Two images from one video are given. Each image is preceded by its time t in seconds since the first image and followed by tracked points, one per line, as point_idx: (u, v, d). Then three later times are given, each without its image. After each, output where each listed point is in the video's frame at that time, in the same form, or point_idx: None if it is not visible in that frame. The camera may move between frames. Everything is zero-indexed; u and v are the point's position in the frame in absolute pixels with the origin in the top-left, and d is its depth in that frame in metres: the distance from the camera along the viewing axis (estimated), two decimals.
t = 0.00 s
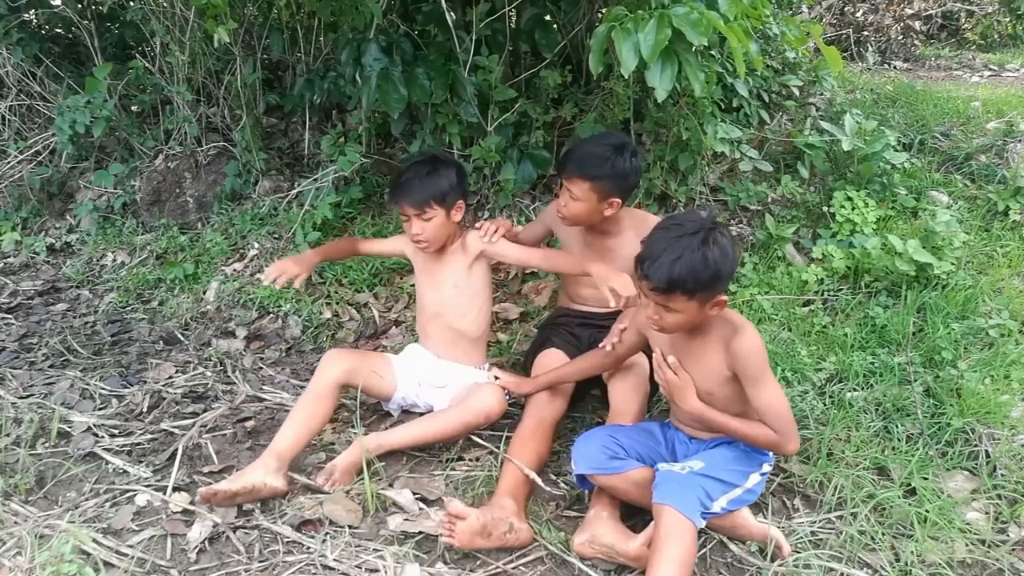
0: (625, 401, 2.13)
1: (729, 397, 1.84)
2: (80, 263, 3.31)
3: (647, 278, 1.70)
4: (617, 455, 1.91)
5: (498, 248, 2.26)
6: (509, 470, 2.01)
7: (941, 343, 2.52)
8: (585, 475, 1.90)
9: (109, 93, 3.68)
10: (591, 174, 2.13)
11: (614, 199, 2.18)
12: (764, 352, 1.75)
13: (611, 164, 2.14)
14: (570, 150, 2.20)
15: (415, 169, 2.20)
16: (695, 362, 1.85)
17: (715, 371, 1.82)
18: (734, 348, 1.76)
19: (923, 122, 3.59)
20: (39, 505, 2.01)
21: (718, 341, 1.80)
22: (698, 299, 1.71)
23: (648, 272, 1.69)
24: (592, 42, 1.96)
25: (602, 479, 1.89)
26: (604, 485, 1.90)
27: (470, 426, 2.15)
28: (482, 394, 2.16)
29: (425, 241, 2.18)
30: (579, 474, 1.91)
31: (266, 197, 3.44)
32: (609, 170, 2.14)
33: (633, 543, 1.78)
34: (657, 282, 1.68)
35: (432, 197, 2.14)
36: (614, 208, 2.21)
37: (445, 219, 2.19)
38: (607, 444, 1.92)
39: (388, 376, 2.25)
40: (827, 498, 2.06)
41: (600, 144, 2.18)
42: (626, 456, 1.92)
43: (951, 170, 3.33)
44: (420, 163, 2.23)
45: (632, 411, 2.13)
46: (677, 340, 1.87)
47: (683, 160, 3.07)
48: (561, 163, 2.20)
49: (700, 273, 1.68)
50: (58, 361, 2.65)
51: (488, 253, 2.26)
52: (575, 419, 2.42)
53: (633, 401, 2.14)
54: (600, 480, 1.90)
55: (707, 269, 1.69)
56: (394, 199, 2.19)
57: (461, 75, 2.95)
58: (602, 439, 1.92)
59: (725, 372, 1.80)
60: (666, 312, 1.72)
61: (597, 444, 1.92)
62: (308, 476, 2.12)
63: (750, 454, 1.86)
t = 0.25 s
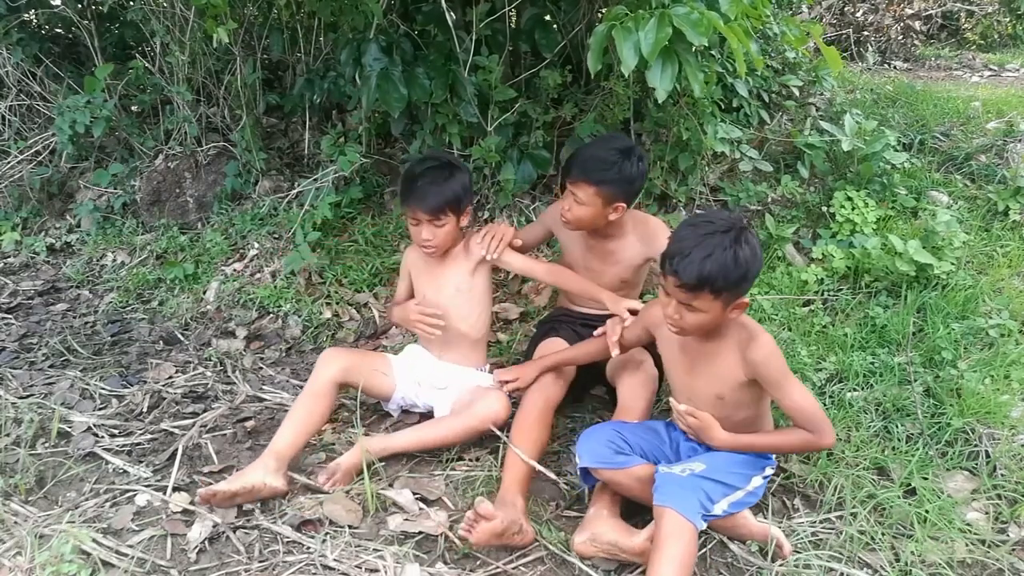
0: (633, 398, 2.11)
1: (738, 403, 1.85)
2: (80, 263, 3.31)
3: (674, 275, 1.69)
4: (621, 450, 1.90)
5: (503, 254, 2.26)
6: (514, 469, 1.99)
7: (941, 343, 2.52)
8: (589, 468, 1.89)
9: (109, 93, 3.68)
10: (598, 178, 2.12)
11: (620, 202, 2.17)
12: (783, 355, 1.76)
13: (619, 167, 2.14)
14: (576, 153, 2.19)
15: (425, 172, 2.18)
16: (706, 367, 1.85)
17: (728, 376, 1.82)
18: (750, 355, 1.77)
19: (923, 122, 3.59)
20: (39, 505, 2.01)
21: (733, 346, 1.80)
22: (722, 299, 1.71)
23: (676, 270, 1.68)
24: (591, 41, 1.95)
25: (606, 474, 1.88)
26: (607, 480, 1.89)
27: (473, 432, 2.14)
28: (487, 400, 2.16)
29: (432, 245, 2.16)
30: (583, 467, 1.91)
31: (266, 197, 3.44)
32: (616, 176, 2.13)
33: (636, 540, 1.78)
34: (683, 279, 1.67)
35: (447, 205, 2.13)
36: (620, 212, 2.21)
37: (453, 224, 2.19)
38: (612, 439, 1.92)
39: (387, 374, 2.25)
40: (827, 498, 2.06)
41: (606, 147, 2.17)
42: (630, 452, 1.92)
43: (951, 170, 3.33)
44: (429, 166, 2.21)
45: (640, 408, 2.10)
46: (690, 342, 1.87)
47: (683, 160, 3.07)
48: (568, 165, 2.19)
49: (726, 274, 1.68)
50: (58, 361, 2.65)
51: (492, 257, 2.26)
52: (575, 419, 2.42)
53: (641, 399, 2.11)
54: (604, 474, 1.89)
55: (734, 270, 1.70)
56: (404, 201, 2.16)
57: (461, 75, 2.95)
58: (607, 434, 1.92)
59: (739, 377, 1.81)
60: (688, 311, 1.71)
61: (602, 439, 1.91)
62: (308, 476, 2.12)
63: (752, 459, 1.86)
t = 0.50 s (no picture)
0: (639, 398, 2.10)
1: (744, 403, 1.86)
2: (80, 263, 3.31)
3: (695, 266, 1.69)
4: (624, 446, 1.90)
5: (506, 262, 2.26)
6: (519, 470, 1.97)
7: (941, 343, 2.52)
8: (590, 463, 1.89)
9: (109, 93, 3.68)
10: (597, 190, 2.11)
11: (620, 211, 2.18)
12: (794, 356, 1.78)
13: (620, 176, 2.14)
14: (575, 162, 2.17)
15: (431, 176, 2.16)
16: (715, 366, 1.85)
17: (737, 377, 1.82)
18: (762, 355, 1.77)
19: (923, 122, 3.59)
20: (39, 505, 2.01)
21: (743, 347, 1.80)
22: (741, 293, 1.71)
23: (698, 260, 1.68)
24: (589, 42, 1.94)
25: (608, 469, 1.87)
26: (609, 476, 1.89)
27: (476, 441, 2.14)
28: (492, 410, 2.15)
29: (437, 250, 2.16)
30: (585, 461, 1.90)
31: (266, 197, 3.44)
32: (616, 186, 2.13)
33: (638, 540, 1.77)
34: (703, 270, 1.68)
35: (455, 210, 2.13)
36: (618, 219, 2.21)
37: (459, 229, 2.19)
38: (616, 434, 1.91)
39: (386, 375, 2.26)
40: (827, 498, 2.06)
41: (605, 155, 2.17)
42: (633, 449, 1.92)
43: (951, 170, 3.33)
44: (435, 169, 2.19)
45: (643, 409, 2.09)
46: (698, 342, 1.87)
47: (683, 160, 3.08)
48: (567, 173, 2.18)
49: (747, 266, 1.69)
50: (58, 361, 2.65)
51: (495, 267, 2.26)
52: (576, 418, 2.41)
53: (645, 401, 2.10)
54: (606, 470, 1.88)
55: (754, 264, 1.71)
56: (409, 206, 2.16)
57: (461, 75, 2.95)
58: (611, 431, 1.92)
59: (748, 378, 1.82)
60: (705, 304, 1.71)
61: (605, 434, 1.91)
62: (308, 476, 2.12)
63: (755, 462, 1.86)
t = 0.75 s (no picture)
0: (641, 400, 2.09)
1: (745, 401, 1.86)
2: (80, 263, 3.31)
3: (710, 245, 1.70)
4: (626, 443, 1.90)
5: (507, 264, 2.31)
6: (520, 469, 1.97)
7: (941, 343, 2.52)
8: (592, 459, 1.89)
9: (109, 93, 3.68)
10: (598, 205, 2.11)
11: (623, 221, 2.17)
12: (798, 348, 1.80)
13: (621, 186, 2.13)
14: (575, 178, 2.13)
15: (434, 178, 2.17)
16: (717, 361, 1.86)
17: (740, 372, 1.83)
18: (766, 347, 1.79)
19: (923, 122, 3.59)
20: (39, 505, 2.01)
21: (747, 340, 1.82)
22: (750, 279, 1.72)
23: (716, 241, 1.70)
24: (588, 43, 1.94)
25: (610, 466, 1.87)
26: (611, 473, 1.88)
27: (475, 440, 2.14)
28: (491, 409, 2.15)
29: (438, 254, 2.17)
30: (587, 458, 1.90)
31: (266, 197, 3.44)
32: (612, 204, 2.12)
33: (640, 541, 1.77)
34: (718, 250, 1.69)
35: (459, 212, 2.13)
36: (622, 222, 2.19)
37: (460, 232, 2.18)
38: (617, 431, 1.91)
39: (386, 375, 2.26)
40: (827, 498, 2.06)
41: (603, 164, 2.14)
42: (634, 446, 1.91)
43: (951, 170, 3.33)
44: (437, 172, 2.20)
45: (647, 409, 2.08)
46: (702, 335, 1.88)
47: (683, 160, 3.08)
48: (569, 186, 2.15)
49: (761, 249, 1.71)
50: (58, 361, 2.65)
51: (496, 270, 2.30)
52: (576, 418, 2.41)
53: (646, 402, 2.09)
54: (608, 466, 1.88)
55: (767, 250, 1.72)
56: (412, 208, 2.15)
57: (461, 75, 2.95)
58: (613, 426, 1.91)
59: (751, 373, 1.82)
60: (715, 287, 1.72)
61: (607, 430, 1.90)
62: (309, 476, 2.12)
63: (757, 461, 1.86)
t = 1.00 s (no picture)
0: (642, 399, 2.09)
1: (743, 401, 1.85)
2: (80, 263, 3.31)
3: (723, 230, 1.72)
4: (626, 443, 1.90)
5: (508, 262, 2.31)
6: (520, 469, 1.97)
7: (941, 343, 2.52)
8: (592, 459, 1.89)
9: (109, 93, 3.68)
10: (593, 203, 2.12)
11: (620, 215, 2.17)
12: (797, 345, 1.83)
13: (613, 183, 2.14)
14: (567, 178, 2.14)
15: (422, 180, 2.17)
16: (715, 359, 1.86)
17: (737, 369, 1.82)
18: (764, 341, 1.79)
19: (923, 122, 3.59)
20: (39, 505, 2.01)
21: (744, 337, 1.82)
22: (759, 271, 1.72)
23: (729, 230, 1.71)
24: (588, 39, 1.93)
25: (610, 466, 1.87)
26: (611, 473, 1.88)
27: (474, 439, 2.14)
28: (490, 407, 2.15)
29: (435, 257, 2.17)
30: (587, 458, 1.90)
31: (266, 197, 3.44)
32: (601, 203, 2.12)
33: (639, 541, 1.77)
34: (729, 236, 1.71)
35: (450, 211, 2.13)
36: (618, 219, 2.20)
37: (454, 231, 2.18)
38: (617, 431, 1.91)
39: (385, 375, 2.26)
40: (827, 498, 2.06)
41: (592, 162, 2.15)
42: (634, 446, 1.91)
43: (951, 170, 3.33)
44: (426, 174, 2.20)
45: (648, 408, 2.08)
46: (701, 332, 1.88)
47: (683, 160, 3.08)
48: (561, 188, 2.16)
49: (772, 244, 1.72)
50: (58, 361, 2.65)
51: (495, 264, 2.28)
52: (576, 418, 2.41)
53: (646, 401, 2.09)
54: (607, 467, 1.88)
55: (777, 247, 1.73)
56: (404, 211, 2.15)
57: (461, 75, 2.95)
58: (613, 426, 1.91)
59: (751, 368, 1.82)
60: (723, 275, 1.72)
61: (607, 430, 1.90)
62: (309, 476, 2.12)
63: (757, 461, 1.86)
